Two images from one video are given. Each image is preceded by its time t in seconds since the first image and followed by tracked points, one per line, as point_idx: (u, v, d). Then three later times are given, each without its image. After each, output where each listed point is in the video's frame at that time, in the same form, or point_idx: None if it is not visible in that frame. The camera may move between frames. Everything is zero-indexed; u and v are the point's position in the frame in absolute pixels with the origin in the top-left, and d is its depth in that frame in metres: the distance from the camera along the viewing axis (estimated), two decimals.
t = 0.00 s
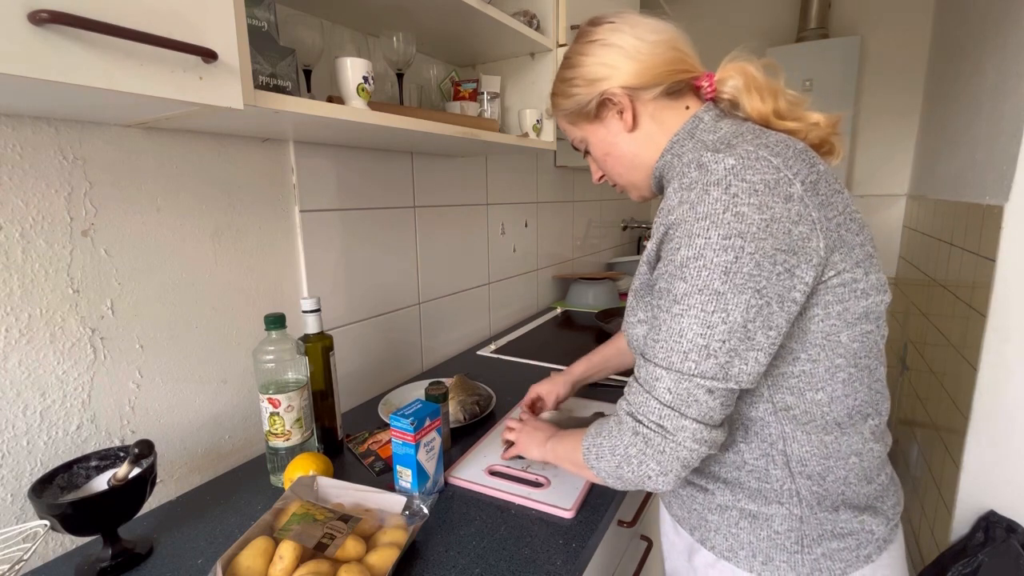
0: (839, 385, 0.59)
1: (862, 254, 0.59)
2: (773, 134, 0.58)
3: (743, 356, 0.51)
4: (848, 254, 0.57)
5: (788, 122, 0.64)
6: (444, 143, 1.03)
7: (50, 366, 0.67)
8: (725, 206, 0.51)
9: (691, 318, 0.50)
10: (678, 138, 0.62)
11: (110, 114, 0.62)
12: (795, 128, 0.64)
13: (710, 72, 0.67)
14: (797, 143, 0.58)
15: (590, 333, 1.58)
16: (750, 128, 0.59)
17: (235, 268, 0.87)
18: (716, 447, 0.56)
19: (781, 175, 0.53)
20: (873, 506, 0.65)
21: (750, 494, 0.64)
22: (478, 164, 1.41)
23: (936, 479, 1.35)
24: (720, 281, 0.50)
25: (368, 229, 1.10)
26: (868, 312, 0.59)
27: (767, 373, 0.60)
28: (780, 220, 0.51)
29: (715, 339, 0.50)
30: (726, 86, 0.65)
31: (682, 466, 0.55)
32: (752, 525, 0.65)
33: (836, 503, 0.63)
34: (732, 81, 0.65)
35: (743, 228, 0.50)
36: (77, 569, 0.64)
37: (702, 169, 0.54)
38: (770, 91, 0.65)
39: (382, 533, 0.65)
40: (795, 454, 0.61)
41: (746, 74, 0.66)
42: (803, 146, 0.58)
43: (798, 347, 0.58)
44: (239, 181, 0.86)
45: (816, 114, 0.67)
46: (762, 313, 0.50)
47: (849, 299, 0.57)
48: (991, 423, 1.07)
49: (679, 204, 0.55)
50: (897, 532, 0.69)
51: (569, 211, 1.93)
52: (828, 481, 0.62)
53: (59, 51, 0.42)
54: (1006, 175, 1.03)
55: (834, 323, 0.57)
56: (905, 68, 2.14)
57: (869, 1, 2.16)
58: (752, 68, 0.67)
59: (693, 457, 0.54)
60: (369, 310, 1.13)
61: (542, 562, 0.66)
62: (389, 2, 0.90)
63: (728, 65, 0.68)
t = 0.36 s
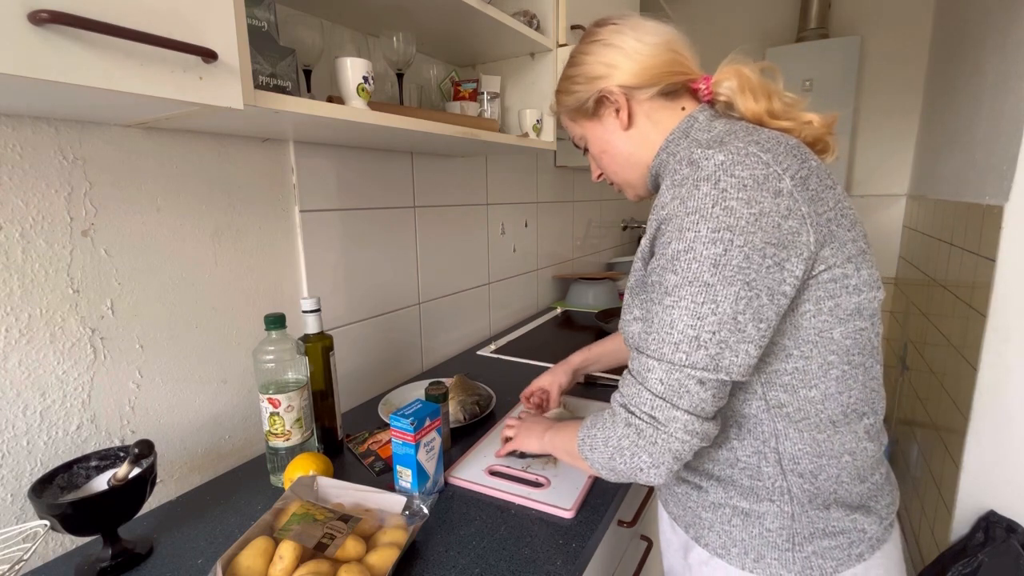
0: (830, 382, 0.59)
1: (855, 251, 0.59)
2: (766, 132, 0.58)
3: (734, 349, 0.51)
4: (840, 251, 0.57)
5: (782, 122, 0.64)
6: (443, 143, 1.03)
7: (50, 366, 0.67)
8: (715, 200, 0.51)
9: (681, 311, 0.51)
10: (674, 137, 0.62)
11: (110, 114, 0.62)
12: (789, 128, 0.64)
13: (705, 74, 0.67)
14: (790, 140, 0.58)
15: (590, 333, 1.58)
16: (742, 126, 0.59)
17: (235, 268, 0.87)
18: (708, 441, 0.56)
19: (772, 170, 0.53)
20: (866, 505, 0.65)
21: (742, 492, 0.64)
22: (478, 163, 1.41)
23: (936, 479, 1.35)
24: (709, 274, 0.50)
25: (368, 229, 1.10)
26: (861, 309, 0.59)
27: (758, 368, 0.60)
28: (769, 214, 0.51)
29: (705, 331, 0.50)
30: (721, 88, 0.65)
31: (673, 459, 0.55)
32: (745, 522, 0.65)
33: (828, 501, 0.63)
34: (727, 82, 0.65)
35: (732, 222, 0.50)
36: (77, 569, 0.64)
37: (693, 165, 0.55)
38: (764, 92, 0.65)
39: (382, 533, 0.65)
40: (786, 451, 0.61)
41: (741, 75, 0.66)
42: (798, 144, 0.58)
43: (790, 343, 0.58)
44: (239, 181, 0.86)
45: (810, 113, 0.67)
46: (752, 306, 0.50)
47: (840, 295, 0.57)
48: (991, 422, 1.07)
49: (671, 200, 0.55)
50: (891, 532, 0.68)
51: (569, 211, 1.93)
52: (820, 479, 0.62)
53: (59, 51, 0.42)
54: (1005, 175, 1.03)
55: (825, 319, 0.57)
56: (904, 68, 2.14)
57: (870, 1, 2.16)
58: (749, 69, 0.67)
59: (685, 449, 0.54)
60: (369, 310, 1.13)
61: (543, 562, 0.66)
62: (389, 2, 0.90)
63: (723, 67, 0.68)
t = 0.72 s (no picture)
0: (830, 382, 0.59)
1: (857, 252, 0.59)
2: (773, 130, 0.58)
3: (734, 346, 0.51)
4: (842, 252, 0.57)
5: (788, 120, 0.64)
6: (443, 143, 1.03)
7: (50, 366, 0.67)
8: (721, 197, 0.51)
9: (682, 306, 0.51)
10: (679, 134, 0.62)
11: (110, 113, 0.62)
12: (795, 126, 0.64)
13: (712, 70, 0.67)
14: (796, 139, 0.58)
15: (590, 333, 1.58)
16: (748, 124, 0.59)
17: (235, 268, 0.87)
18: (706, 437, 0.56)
19: (778, 169, 0.52)
20: (863, 506, 0.65)
21: (740, 491, 0.64)
22: (478, 163, 1.41)
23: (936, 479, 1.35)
24: (712, 270, 0.50)
25: (368, 229, 1.10)
26: (862, 310, 0.59)
27: (759, 366, 0.60)
28: (774, 212, 0.51)
29: (706, 327, 0.50)
30: (727, 85, 0.65)
31: (670, 453, 0.55)
32: (742, 522, 0.65)
33: (825, 502, 0.63)
34: (733, 80, 0.65)
35: (736, 219, 0.50)
36: (77, 569, 0.64)
37: (700, 161, 0.54)
38: (771, 90, 0.65)
39: (382, 533, 0.65)
40: (785, 451, 0.61)
41: (747, 73, 0.66)
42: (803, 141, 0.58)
43: (790, 343, 0.58)
44: (239, 181, 0.86)
45: (816, 113, 0.67)
46: (754, 304, 0.50)
47: (841, 296, 0.57)
48: (991, 422, 1.07)
49: (676, 195, 0.55)
50: (887, 533, 0.68)
51: (569, 211, 1.93)
52: (818, 479, 0.62)
53: (60, 51, 0.42)
54: (1005, 175, 1.03)
55: (826, 319, 0.57)
56: (904, 68, 2.14)
57: (870, 1, 2.15)
58: (754, 67, 0.67)
59: (682, 445, 0.54)
60: (369, 310, 1.13)
61: (543, 562, 0.66)
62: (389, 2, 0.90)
63: (730, 64, 0.68)
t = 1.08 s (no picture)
0: (830, 383, 0.59)
1: (860, 254, 0.59)
2: (779, 131, 0.57)
3: (737, 348, 0.51)
4: (845, 254, 0.57)
5: (795, 120, 0.64)
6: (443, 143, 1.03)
7: (50, 366, 0.67)
8: (726, 199, 0.51)
9: (687, 307, 0.51)
10: (686, 133, 0.62)
11: (110, 113, 0.62)
12: (801, 126, 0.64)
13: (720, 67, 0.67)
14: (803, 141, 0.58)
15: (590, 333, 1.58)
16: (755, 124, 0.59)
17: (235, 268, 0.87)
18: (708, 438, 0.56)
19: (784, 172, 0.52)
20: (862, 505, 0.65)
21: (739, 489, 0.64)
22: (478, 163, 1.41)
23: (936, 479, 1.35)
24: (717, 272, 0.50)
25: (368, 229, 1.10)
26: (864, 313, 0.59)
27: (761, 367, 0.60)
28: (778, 216, 0.51)
29: (710, 328, 0.50)
30: (735, 83, 0.65)
31: (670, 453, 0.55)
32: (740, 520, 0.65)
33: (824, 500, 0.63)
34: (742, 78, 0.65)
35: (742, 221, 0.50)
36: (77, 570, 0.64)
37: (706, 162, 0.54)
38: (778, 89, 0.66)
39: (382, 533, 0.65)
40: (785, 451, 0.61)
41: (756, 71, 0.66)
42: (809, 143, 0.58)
43: (792, 344, 0.58)
44: (239, 181, 0.86)
45: (823, 113, 0.67)
46: (758, 307, 0.50)
47: (844, 299, 0.57)
48: (992, 422, 1.07)
49: (681, 196, 0.55)
50: (885, 532, 0.68)
51: (569, 211, 1.93)
52: (816, 477, 0.62)
53: (60, 51, 0.42)
54: (1005, 175, 1.03)
55: (828, 321, 0.57)
56: (904, 68, 2.14)
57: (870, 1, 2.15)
58: (763, 65, 0.67)
59: (683, 445, 0.54)
60: (369, 310, 1.13)
61: (543, 562, 0.66)
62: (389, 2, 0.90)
63: (739, 62, 0.68)
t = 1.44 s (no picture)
0: (831, 381, 0.59)
1: (859, 253, 0.59)
2: (777, 132, 0.58)
3: (744, 347, 0.51)
4: (844, 252, 0.57)
5: (794, 121, 0.64)
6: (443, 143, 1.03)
7: (50, 366, 0.67)
8: (726, 198, 0.51)
9: (692, 308, 0.51)
10: (685, 134, 0.62)
11: (110, 114, 0.62)
12: (801, 127, 0.64)
13: (721, 68, 0.67)
14: (801, 141, 0.58)
15: (590, 333, 1.58)
16: (754, 125, 0.59)
17: (235, 268, 0.87)
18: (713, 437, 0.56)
19: (782, 171, 0.52)
20: (862, 503, 0.65)
21: (739, 486, 0.64)
22: (478, 163, 1.41)
23: (936, 479, 1.35)
24: (721, 272, 0.50)
25: (368, 229, 1.10)
26: (864, 311, 0.59)
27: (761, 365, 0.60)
28: (778, 214, 0.51)
29: (716, 328, 0.50)
30: (737, 83, 0.65)
31: (678, 453, 0.55)
32: (741, 517, 0.65)
33: (823, 497, 0.63)
34: (743, 78, 0.65)
35: (743, 221, 0.50)
36: (77, 570, 0.64)
37: (705, 162, 0.54)
38: (779, 90, 0.66)
39: (382, 533, 0.65)
40: (785, 447, 0.61)
41: (757, 71, 0.66)
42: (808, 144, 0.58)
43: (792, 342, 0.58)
44: (239, 181, 0.86)
45: (821, 114, 0.67)
46: (762, 305, 0.50)
47: (843, 296, 0.57)
48: (991, 421, 1.07)
49: (682, 197, 0.55)
50: (886, 529, 0.68)
51: (569, 211, 1.93)
52: (816, 474, 0.62)
53: (59, 51, 0.42)
54: (1005, 175, 1.03)
55: (827, 319, 0.57)
56: (905, 68, 2.14)
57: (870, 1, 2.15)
58: (764, 66, 0.67)
59: (690, 445, 0.54)
60: (369, 310, 1.13)
61: (542, 562, 0.66)
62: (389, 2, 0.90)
63: (740, 62, 0.68)
